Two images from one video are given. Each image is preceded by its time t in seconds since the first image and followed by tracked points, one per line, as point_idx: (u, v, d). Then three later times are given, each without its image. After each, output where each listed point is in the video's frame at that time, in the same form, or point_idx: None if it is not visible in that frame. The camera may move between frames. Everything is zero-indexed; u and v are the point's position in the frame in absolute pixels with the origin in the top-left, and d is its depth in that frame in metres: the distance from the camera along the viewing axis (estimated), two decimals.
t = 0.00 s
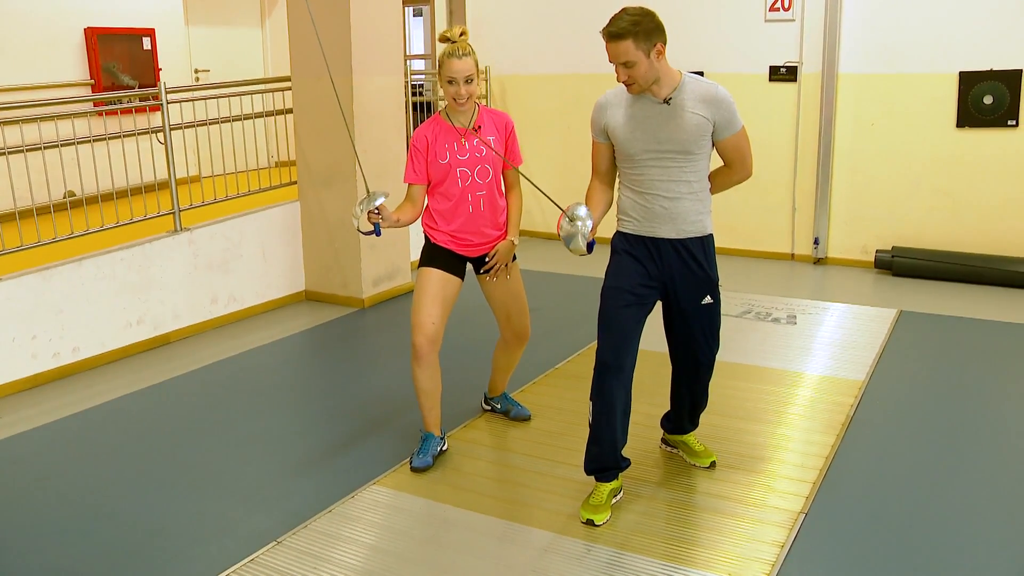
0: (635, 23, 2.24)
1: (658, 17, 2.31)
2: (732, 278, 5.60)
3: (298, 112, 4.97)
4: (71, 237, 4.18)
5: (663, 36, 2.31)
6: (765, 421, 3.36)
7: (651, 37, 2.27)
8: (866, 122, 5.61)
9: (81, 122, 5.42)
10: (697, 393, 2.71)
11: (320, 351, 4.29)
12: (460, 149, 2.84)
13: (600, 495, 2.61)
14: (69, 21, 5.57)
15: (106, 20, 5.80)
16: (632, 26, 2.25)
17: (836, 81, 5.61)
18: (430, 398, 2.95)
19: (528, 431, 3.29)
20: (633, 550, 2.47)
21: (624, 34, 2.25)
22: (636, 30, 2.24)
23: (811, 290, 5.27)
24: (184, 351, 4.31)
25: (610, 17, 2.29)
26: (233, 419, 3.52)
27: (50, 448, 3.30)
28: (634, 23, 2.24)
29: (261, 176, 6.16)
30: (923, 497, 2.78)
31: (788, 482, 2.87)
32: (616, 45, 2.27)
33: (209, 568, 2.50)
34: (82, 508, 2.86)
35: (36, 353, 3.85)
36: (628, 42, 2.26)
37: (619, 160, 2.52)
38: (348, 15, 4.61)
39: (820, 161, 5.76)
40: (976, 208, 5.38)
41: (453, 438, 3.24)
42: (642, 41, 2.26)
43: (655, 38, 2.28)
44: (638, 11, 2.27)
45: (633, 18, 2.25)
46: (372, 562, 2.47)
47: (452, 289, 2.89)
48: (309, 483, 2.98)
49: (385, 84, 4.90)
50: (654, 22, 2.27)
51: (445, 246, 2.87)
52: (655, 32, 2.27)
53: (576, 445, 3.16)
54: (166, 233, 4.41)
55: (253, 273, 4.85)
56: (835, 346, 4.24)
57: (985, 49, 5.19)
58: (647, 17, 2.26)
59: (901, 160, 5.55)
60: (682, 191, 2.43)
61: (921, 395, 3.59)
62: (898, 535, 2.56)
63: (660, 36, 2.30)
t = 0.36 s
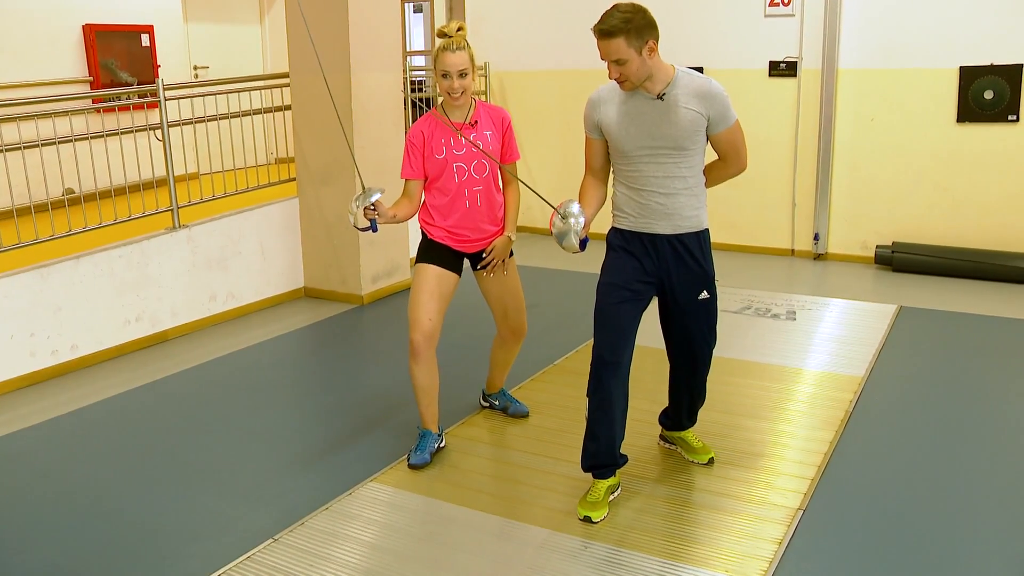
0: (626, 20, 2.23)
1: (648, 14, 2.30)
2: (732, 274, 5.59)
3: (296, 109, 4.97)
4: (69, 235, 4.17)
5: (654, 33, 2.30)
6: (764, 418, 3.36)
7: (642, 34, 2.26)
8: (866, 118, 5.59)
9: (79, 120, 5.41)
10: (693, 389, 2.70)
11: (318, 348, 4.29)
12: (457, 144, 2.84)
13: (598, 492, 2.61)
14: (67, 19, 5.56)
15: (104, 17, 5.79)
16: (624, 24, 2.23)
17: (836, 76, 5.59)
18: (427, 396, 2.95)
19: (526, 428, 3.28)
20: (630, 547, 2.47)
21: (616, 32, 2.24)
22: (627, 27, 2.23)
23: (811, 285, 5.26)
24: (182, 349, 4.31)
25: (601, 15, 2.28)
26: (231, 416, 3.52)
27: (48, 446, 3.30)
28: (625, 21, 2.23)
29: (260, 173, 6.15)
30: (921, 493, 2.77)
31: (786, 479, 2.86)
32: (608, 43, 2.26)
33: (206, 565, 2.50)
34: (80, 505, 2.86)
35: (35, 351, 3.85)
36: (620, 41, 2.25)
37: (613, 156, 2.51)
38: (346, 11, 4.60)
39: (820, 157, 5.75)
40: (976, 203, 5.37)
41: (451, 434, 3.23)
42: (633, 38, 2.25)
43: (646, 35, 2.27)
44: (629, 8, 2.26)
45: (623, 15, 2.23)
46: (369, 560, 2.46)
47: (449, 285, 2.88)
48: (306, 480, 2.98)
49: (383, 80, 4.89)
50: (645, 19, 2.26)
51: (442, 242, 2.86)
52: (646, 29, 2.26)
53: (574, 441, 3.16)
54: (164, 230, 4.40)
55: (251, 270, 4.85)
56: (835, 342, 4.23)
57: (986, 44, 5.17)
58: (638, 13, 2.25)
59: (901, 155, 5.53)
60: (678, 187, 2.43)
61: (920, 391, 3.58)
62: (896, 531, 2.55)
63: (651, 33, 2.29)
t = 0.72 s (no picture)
0: (624, 20, 2.23)
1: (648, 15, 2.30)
2: (735, 273, 5.58)
3: (298, 110, 4.98)
4: (71, 236, 4.17)
5: (653, 33, 2.30)
6: (767, 418, 3.35)
7: (640, 34, 2.25)
8: (869, 116, 5.58)
9: (81, 121, 5.42)
10: (694, 389, 2.69)
11: (320, 348, 4.29)
12: (456, 144, 2.83)
13: (600, 493, 2.60)
14: (69, 20, 5.57)
15: (106, 19, 5.80)
16: (622, 24, 2.23)
17: (838, 75, 5.58)
18: (428, 396, 2.94)
19: (527, 428, 3.28)
20: (632, 548, 2.46)
21: (614, 32, 2.23)
22: (625, 27, 2.23)
23: (814, 285, 5.25)
24: (185, 350, 4.32)
25: (600, 15, 2.27)
26: (233, 417, 3.51)
27: (50, 447, 3.30)
28: (624, 20, 2.23)
29: (262, 174, 6.16)
30: (924, 494, 2.76)
31: (789, 479, 2.85)
32: (606, 42, 2.26)
33: (207, 567, 2.49)
34: (81, 506, 2.86)
35: (37, 352, 3.86)
36: (618, 40, 2.24)
37: (613, 155, 2.51)
38: (347, 12, 4.60)
39: (823, 156, 5.73)
40: (980, 202, 5.35)
41: (452, 435, 3.23)
42: (632, 38, 2.24)
43: (645, 35, 2.26)
44: (628, 8, 2.26)
45: (622, 15, 2.23)
46: (371, 561, 2.46)
47: (450, 285, 2.88)
48: (308, 480, 2.98)
49: (385, 80, 4.89)
50: (644, 19, 2.26)
51: (442, 241, 2.85)
52: (645, 28, 2.25)
53: (576, 442, 3.15)
54: (166, 231, 4.41)
55: (253, 271, 4.85)
56: (837, 341, 4.22)
57: (989, 42, 5.16)
58: (637, 13, 2.24)
59: (904, 154, 5.51)
60: (677, 187, 2.42)
61: (923, 391, 3.57)
62: (899, 532, 2.54)
63: (650, 33, 2.29)
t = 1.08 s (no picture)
0: (616, 19, 2.24)
1: (651, 19, 2.29)
2: (737, 273, 5.57)
3: (299, 112, 4.98)
4: (73, 238, 4.18)
5: (649, 37, 2.28)
6: (769, 419, 3.34)
7: (631, 35, 2.25)
8: (870, 116, 5.57)
9: (82, 123, 5.43)
10: (694, 392, 2.69)
11: (322, 350, 4.29)
12: (456, 145, 2.83)
13: (600, 493, 2.59)
14: (70, 22, 5.58)
15: (107, 21, 5.81)
16: (613, 22, 2.24)
17: (839, 74, 5.57)
18: (429, 397, 2.94)
19: (528, 429, 3.28)
20: (632, 549, 2.45)
21: (603, 28, 2.25)
22: (617, 24, 2.24)
23: (816, 285, 5.24)
24: (186, 351, 4.32)
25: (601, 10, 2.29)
26: (234, 419, 3.51)
27: (51, 449, 3.31)
28: (616, 19, 2.24)
29: (264, 176, 6.16)
30: (926, 494, 2.75)
31: (791, 480, 2.85)
32: (596, 37, 2.28)
33: (207, 568, 2.49)
34: (82, 508, 2.86)
35: (38, 354, 3.86)
36: (606, 37, 2.25)
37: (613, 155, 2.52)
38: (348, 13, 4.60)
39: (825, 155, 5.72)
40: (982, 201, 5.34)
41: (453, 436, 3.22)
42: (620, 37, 2.25)
43: (636, 37, 2.26)
44: (629, 8, 2.26)
45: (616, 13, 2.24)
46: (371, 562, 2.45)
47: (450, 286, 2.87)
48: (308, 482, 2.98)
49: (386, 82, 4.89)
50: (640, 21, 2.25)
51: (443, 243, 2.85)
52: (637, 30, 2.25)
53: (577, 443, 3.15)
54: (168, 233, 4.41)
55: (254, 273, 4.85)
56: (840, 341, 4.21)
57: (990, 41, 5.15)
58: (635, 14, 2.24)
59: (906, 153, 5.50)
60: (668, 192, 2.41)
61: (924, 391, 3.56)
62: (900, 532, 2.53)
63: (645, 37, 2.28)
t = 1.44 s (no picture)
0: (619, 23, 2.24)
1: (655, 25, 2.28)
2: (737, 279, 5.57)
3: (300, 116, 4.98)
4: (74, 242, 4.18)
5: (652, 43, 2.28)
6: (769, 425, 3.33)
7: (633, 40, 2.24)
8: (871, 121, 5.57)
9: (82, 127, 5.43)
10: (696, 398, 2.68)
11: (321, 354, 4.29)
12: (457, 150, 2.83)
13: (600, 500, 2.59)
14: (71, 26, 5.58)
15: (109, 25, 5.81)
16: (616, 27, 2.24)
17: (840, 79, 5.57)
18: (429, 403, 2.93)
19: (527, 435, 3.27)
20: (631, 555, 2.45)
21: (606, 33, 2.25)
22: (619, 29, 2.24)
23: (816, 290, 5.24)
24: (186, 355, 4.31)
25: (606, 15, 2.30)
26: (233, 423, 3.51)
27: (50, 453, 3.30)
28: (619, 23, 2.24)
29: (265, 180, 6.16)
30: (925, 500, 2.75)
31: (791, 486, 2.84)
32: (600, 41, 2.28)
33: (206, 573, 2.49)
34: (81, 512, 2.86)
35: (38, 358, 3.86)
36: (609, 41, 2.25)
37: (617, 161, 2.52)
38: (349, 18, 4.61)
39: (825, 161, 5.72)
40: (982, 207, 5.34)
41: (452, 442, 3.22)
42: (622, 43, 2.24)
43: (639, 43, 2.25)
44: (633, 13, 2.26)
45: (619, 18, 2.24)
46: (370, 568, 2.45)
47: (451, 292, 2.87)
48: (307, 487, 2.97)
49: (386, 86, 4.89)
50: (643, 27, 2.25)
51: (442, 248, 2.85)
52: (640, 36, 2.24)
53: (576, 449, 3.14)
54: (168, 237, 4.41)
55: (255, 277, 4.85)
56: (840, 347, 4.20)
57: (991, 47, 5.15)
58: (638, 20, 2.24)
59: (906, 158, 5.50)
60: (673, 198, 2.40)
61: (925, 397, 3.56)
62: (901, 539, 2.53)
63: (648, 43, 2.27)
